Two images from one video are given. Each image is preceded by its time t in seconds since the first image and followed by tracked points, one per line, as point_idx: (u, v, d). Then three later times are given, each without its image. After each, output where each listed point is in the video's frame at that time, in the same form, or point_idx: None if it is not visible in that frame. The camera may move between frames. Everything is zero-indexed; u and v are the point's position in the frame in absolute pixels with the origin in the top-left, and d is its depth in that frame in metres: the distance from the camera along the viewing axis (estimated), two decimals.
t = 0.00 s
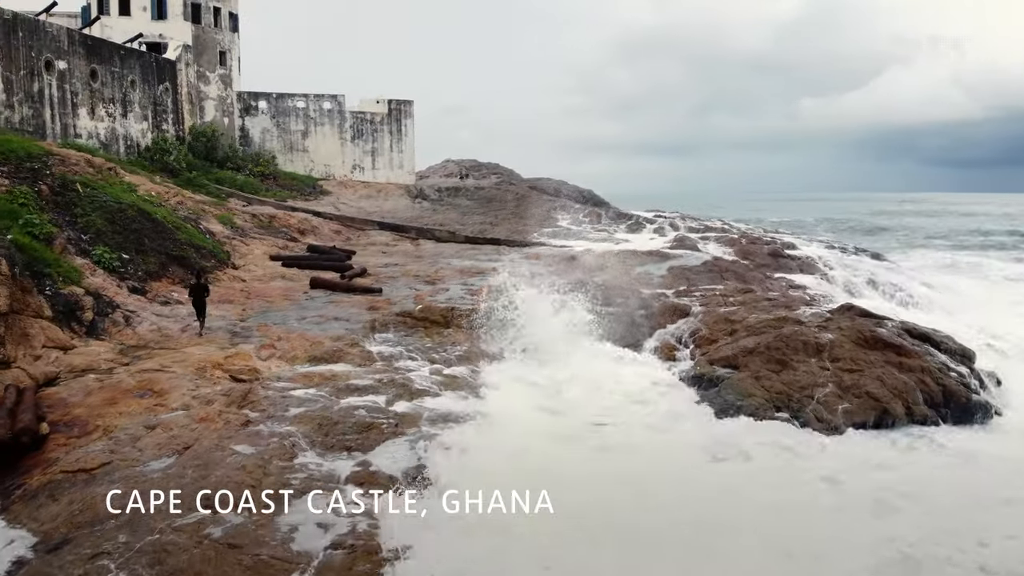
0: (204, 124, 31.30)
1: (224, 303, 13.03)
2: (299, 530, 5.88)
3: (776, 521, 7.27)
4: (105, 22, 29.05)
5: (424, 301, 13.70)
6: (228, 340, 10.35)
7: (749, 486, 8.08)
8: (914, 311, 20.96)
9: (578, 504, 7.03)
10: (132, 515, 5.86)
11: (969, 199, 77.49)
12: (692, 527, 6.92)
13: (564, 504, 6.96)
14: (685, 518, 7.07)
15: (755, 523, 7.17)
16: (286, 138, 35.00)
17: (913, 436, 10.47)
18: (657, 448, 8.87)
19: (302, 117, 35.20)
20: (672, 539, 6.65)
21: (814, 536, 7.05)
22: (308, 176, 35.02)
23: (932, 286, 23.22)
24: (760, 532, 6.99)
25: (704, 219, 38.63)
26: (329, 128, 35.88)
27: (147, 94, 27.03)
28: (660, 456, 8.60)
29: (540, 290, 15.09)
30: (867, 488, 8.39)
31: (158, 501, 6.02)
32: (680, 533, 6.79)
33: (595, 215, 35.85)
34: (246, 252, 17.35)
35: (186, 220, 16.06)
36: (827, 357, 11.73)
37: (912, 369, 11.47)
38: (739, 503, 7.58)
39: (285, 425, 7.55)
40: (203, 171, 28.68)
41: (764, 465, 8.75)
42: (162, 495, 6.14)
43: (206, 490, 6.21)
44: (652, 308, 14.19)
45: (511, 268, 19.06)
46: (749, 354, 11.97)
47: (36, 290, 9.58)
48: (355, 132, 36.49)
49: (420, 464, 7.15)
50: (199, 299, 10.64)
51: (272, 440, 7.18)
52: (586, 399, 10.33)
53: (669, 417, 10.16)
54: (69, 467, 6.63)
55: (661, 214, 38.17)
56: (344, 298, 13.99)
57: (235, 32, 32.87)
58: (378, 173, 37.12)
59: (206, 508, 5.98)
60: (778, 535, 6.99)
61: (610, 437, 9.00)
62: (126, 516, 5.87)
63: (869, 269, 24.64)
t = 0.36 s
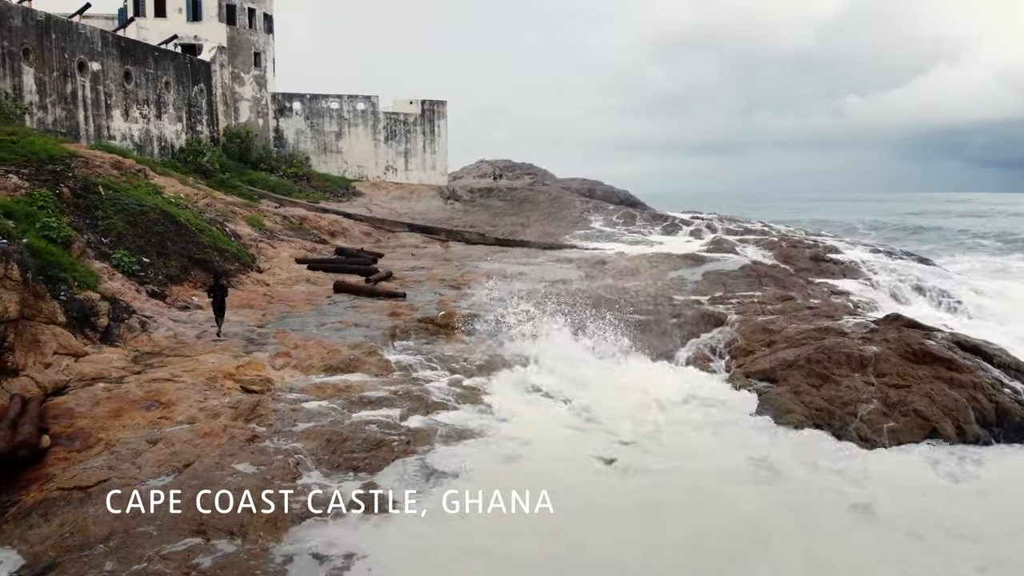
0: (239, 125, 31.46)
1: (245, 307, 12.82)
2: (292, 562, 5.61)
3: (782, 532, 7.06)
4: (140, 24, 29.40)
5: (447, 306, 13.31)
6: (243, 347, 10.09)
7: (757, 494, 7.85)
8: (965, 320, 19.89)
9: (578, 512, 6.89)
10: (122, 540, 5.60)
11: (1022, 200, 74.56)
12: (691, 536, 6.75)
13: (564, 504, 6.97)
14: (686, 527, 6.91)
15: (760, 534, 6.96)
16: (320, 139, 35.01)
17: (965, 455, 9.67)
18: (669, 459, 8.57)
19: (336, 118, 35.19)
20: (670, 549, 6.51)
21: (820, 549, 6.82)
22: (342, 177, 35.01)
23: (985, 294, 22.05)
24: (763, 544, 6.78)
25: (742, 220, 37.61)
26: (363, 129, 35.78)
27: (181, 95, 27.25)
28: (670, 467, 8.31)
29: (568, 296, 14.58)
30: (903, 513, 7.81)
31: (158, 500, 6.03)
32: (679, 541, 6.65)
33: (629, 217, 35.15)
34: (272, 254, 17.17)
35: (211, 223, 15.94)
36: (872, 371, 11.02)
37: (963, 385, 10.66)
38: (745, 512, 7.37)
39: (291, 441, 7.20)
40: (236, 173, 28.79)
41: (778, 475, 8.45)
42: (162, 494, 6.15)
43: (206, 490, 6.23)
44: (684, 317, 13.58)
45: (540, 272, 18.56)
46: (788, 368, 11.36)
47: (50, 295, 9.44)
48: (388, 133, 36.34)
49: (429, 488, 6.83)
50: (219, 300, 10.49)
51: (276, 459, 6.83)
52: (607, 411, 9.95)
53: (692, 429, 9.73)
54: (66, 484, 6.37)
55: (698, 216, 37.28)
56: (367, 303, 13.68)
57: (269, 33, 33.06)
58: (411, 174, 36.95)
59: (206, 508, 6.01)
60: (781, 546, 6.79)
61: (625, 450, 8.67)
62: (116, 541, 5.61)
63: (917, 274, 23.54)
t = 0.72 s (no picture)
0: (270, 126, 31.52)
1: (263, 312, 12.58)
2: None
3: (788, 547, 6.87)
4: (173, 25, 29.81)
5: (469, 312, 12.90)
6: (256, 354, 9.81)
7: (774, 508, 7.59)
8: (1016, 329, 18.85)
9: (576, 522, 6.74)
10: (108, 566, 5.28)
11: None
12: (691, 551, 6.57)
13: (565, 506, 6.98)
14: (688, 541, 6.73)
15: (766, 546, 6.81)
16: (351, 140, 34.96)
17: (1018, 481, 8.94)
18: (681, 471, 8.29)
19: (367, 118, 35.09)
20: (669, 564, 6.33)
21: (827, 566, 6.59)
22: (372, 178, 34.91)
23: None
24: (768, 556, 6.64)
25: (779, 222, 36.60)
26: (393, 130, 35.62)
27: (213, 96, 27.38)
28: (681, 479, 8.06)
29: (595, 302, 14.07)
30: (946, 545, 7.20)
31: (157, 500, 6.01)
32: (679, 557, 6.46)
33: (662, 218, 34.41)
34: (295, 257, 16.96)
35: (234, 225, 15.79)
36: (916, 388, 10.32)
37: (1016, 404, 9.91)
38: (754, 522, 7.25)
39: (293, 459, 6.86)
40: (267, 173, 28.84)
41: (811, 500, 7.89)
42: (161, 499, 6.07)
43: (206, 490, 6.23)
44: (716, 325, 12.95)
45: (567, 276, 18.06)
46: (827, 382, 10.71)
47: (61, 300, 9.28)
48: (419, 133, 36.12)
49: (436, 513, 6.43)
50: (235, 301, 10.77)
51: (276, 479, 6.50)
52: (632, 428, 9.47)
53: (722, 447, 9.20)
54: (58, 502, 6.10)
55: (734, 217, 36.36)
56: (387, 308, 13.35)
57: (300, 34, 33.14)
58: (441, 175, 36.70)
59: (206, 508, 5.98)
60: (784, 559, 6.63)
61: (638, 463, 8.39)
62: (101, 567, 5.29)
63: (965, 280, 22.47)
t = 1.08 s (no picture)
0: (300, 127, 31.51)
1: (279, 318, 12.31)
2: None
3: None
4: (203, 26, 29.87)
5: (489, 320, 12.46)
6: (266, 364, 9.50)
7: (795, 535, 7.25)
8: None
9: (596, 556, 6.33)
10: None
11: None
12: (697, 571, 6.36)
13: (566, 510, 6.94)
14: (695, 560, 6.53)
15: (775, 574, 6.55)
16: (381, 141, 34.84)
17: None
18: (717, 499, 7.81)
19: (397, 119, 34.90)
20: None
21: None
22: (402, 180, 34.75)
23: None
24: None
25: (817, 225, 35.53)
26: (423, 131, 35.38)
27: (243, 97, 27.42)
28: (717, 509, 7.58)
29: (622, 309, 13.52)
30: None
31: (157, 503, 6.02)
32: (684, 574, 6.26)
33: (695, 220, 33.63)
34: (318, 260, 16.70)
35: (256, 228, 15.59)
36: (964, 407, 9.61)
37: None
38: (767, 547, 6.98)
39: (293, 481, 6.51)
40: (296, 175, 28.78)
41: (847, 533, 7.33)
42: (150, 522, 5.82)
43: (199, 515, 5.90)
44: (749, 336, 12.31)
45: (594, 282, 17.52)
46: (868, 400, 10.04)
47: (69, 306, 9.10)
48: (449, 134, 35.82)
49: (439, 542, 5.99)
50: (253, 307, 10.52)
51: (271, 505, 6.13)
52: (664, 449, 8.99)
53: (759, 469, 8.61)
54: (44, 523, 5.83)
55: (769, 219, 35.38)
56: (406, 315, 12.98)
57: (331, 34, 33.14)
58: (470, 176, 36.37)
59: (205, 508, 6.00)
60: None
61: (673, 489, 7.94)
62: None
63: (1015, 286, 21.39)
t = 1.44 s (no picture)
0: (326, 127, 31.41)
1: (294, 325, 12.02)
2: None
3: None
4: (231, 27, 29.95)
5: (508, 328, 12.03)
6: (274, 374, 9.18)
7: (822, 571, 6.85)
8: None
9: None
10: None
11: None
12: None
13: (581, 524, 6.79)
14: None
15: None
16: (407, 142, 34.64)
17: None
18: (761, 540, 7.25)
19: (423, 120, 34.64)
20: None
21: None
22: (427, 180, 34.51)
23: None
24: None
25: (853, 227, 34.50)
26: (450, 132, 35.07)
27: (269, 99, 27.39)
28: (760, 552, 7.03)
29: (647, 318, 12.98)
30: None
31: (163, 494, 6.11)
32: None
33: (726, 223, 32.84)
34: (337, 263, 16.44)
35: (274, 231, 15.37)
36: (1012, 428, 8.97)
37: None
38: None
39: (290, 505, 6.16)
40: (322, 176, 28.68)
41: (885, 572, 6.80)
42: (135, 549, 5.52)
43: (188, 542, 5.57)
44: (781, 348, 11.69)
45: (620, 287, 16.99)
46: (908, 419, 9.42)
47: (75, 313, 8.90)
48: (475, 135, 35.41)
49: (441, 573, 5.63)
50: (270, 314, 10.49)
51: (265, 532, 5.79)
52: (700, 478, 8.47)
53: (798, 501, 8.06)
54: (29, 545, 5.58)
55: (803, 221, 34.43)
56: (423, 322, 12.61)
57: (358, 35, 33.02)
58: (497, 177, 35.94)
59: (216, 498, 6.10)
60: None
61: (712, 528, 7.40)
62: None
63: None
